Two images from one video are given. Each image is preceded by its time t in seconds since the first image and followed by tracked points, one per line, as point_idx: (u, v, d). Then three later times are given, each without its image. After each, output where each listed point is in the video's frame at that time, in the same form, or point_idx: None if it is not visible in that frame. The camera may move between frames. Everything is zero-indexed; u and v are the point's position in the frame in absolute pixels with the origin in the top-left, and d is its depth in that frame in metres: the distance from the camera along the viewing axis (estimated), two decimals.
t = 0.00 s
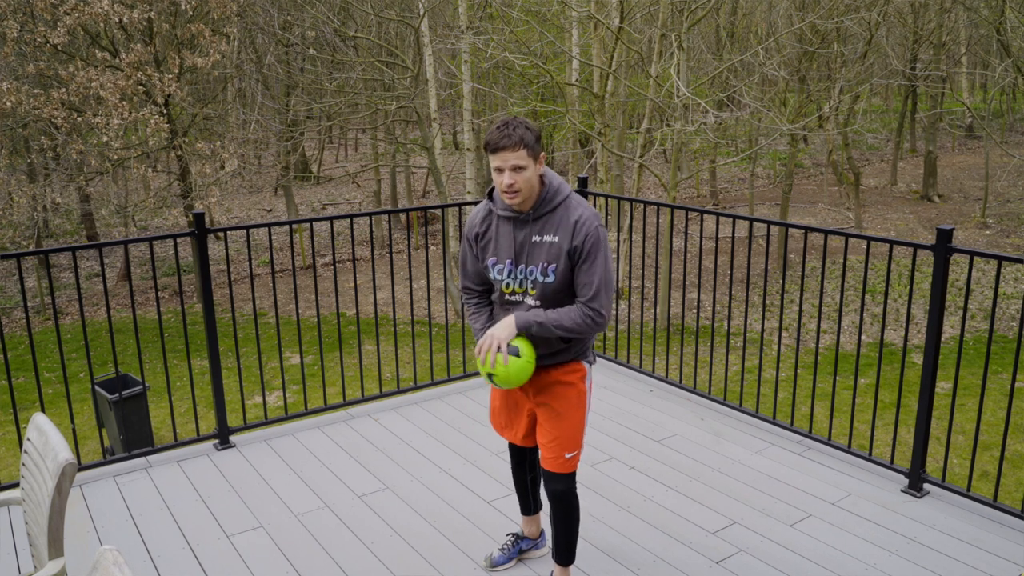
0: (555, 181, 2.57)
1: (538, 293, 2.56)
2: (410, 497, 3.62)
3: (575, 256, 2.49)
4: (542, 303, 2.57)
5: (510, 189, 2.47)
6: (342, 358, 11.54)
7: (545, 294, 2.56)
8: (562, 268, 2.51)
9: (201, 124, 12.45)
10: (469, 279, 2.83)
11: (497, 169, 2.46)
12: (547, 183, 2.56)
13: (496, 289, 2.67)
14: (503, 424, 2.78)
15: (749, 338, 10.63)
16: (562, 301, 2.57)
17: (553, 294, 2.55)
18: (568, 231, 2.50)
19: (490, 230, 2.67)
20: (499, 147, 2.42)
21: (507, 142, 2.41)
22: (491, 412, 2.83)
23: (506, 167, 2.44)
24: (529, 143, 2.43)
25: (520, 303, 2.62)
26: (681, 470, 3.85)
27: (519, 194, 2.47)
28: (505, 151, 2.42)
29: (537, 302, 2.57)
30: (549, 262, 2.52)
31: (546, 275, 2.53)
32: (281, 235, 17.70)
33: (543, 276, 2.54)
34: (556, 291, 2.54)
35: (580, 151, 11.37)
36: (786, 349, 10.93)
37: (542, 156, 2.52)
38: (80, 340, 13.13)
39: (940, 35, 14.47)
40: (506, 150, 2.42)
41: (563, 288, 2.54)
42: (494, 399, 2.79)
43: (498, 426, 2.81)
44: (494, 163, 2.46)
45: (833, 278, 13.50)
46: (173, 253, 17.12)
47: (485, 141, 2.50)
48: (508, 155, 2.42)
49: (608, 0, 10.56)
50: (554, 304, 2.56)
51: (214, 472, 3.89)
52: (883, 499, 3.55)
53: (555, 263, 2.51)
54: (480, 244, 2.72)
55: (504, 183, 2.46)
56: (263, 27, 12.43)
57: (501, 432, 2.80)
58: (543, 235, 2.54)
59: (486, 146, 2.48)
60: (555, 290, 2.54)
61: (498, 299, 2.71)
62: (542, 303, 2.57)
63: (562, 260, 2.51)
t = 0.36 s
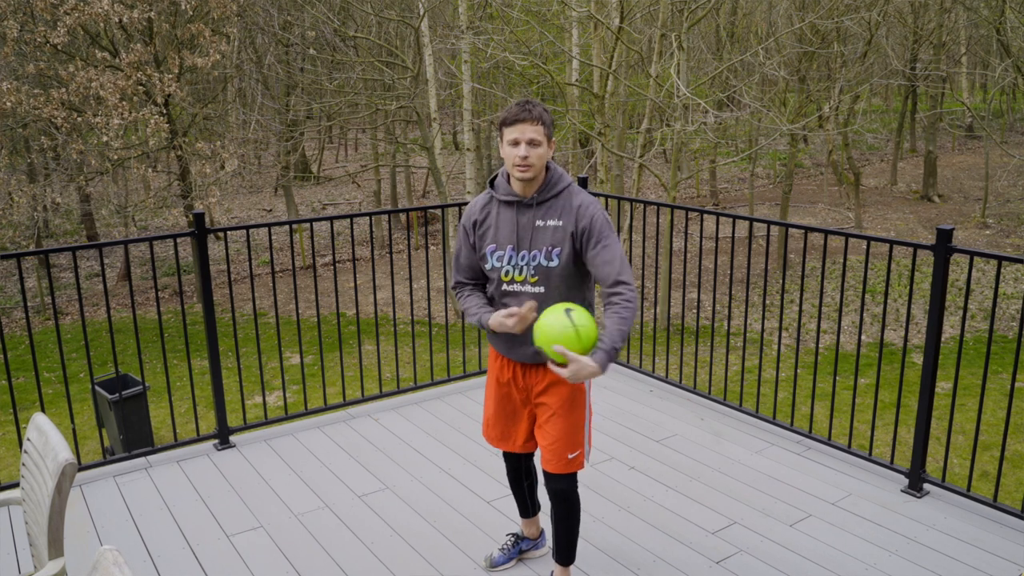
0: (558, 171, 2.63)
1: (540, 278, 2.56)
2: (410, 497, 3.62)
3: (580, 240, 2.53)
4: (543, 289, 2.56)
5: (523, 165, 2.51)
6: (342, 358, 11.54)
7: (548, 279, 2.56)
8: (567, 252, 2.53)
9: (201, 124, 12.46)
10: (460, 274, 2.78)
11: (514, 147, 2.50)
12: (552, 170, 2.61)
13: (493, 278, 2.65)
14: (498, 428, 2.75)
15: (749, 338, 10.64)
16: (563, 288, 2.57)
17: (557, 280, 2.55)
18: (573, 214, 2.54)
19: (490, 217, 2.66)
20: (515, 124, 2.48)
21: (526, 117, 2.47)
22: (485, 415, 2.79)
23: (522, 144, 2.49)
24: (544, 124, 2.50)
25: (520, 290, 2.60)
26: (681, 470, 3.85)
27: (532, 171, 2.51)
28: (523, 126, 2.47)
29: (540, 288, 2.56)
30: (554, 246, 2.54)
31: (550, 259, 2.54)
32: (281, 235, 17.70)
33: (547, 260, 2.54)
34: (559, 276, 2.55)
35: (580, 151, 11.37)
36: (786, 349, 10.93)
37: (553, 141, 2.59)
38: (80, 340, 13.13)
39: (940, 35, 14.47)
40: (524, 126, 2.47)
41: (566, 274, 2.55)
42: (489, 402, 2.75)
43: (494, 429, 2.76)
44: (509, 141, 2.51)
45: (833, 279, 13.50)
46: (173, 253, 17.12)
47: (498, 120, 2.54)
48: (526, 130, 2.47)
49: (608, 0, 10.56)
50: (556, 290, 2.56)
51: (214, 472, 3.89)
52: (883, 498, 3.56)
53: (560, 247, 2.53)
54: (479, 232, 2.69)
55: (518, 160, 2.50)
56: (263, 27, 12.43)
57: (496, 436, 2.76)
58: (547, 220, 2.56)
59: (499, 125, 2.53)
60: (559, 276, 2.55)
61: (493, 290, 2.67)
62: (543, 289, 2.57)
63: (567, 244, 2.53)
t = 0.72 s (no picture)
0: (559, 169, 2.66)
1: (544, 270, 2.55)
2: (410, 497, 3.62)
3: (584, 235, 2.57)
4: (546, 282, 2.56)
5: (538, 163, 2.51)
6: (342, 358, 11.55)
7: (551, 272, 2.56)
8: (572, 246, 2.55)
9: (201, 124, 12.45)
10: (454, 268, 2.77)
11: (526, 141, 2.49)
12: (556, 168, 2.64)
13: (493, 269, 2.62)
14: (492, 431, 2.72)
15: (749, 338, 10.65)
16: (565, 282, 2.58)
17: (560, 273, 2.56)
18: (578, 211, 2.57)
19: (493, 210, 2.65)
20: (526, 118, 2.46)
21: (539, 114, 2.46)
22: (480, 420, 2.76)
23: (538, 142, 2.49)
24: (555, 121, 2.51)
25: (521, 282, 2.58)
26: (681, 469, 3.85)
27: (545, 168, 2.52)
28: (539, 123, 2.46)
29: (543, 280, 2.56)
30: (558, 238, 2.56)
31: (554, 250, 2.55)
32: (281, 235, 17.70)
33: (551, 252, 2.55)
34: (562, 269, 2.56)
35: (580, 151, 11.37)
36: (786, 349, 10.93)
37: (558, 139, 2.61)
38: (80, 340, 13.14)
39: (940, 35, 14.46)
40: (541, 123, 2.46)
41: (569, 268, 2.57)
42: (483, 405, 2.73)
43: (488, 434, 2.73)
44: (522, 136, 2.49)
45: (833, 278, 13.51)
46: (173, 253, 17.13)
47: (506, 114, 2.52)
48: (543, 127, 2.47)
49: (608, 0, 10.57)
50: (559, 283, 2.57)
51: (214, 472, 3.89)
52: (883, 499, 3.55)
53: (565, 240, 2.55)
54: (478, 226, 2.67)
55: (533, 155, 2.50)
56: (263, 27, 12.44)
57: (490, 441, 2.73)
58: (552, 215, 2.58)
59: (507, 118, 2.52)
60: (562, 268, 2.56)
61: (490, 282, 2.65)
62: (546, 282, 2.57)
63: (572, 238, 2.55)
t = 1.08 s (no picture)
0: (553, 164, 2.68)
1: (540, 262, 2.56)
2: (410, 497, 3.62)
3: (579, 228, 2.58)
4: (542, 274, 2.57)
5: (533, 156, 2.52)
6: (342, 358, 11.55)
7: (547, 263, 2.57)
8: (567, 238, 2.56)
9: (201, 124, 12.44)
10: (450, 264, 2.77)
11: (523, 135, 2.50)
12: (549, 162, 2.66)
13: (489, 264, 2.62)
14: (491, 425, 2.70)
15: (749, 338, 10.65)
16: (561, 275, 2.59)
17: (556, 265, 2.57)
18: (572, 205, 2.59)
19: (488, 206, 2.65)
20: (523, 112, 2.48)
21: (535, 109, 2.48)
22: (478, 416, 2.75)
23: (531, 134, 2.50)
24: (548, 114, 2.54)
25: (518, 275, 2.59)
26: (681, 469, 3.85)
27: (540, 162, 2.54)
28: (535, 118, 2.49)
29: (539, 273, 2.57)
30: (553, 232, 2.57)
31: (550, 244, 2.56)
32: (281, 235, 17.70)
33: (547, 245, 2.56)
34: (557, 261, 2.57)
35: (580, 151, 11.37)
36: (787, 349, 10.93)
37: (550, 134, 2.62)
38: (80, 340, 13.14)
39: (940, 35, 14.45)
40: (537, 118, 2.49)
41: (564, 260, 2.58)
42: (481, 400, 2.72)
43: (487, 429, 2.72)
44: (517, 132, 2.51)
45: (833, 278, 13.51)
46: (173, 253, 17.13)
47: (502, 109, 2.54)
48: (538, 122, 2.49)
49: (608, 0, 10.57)
50: (555, 275, 2.58)
51: (214, 472, 3.89)
52: (883, 499, 3.56)
53: (560, 232, 2.56)
54: (474, 221, 2.67)
55: (529, 149, 2.51)
56: (263, 27, 12.44)
57: (490, 436, 2.71)
58: (546, 207, 2.59)
59: (504, 115, 2.53)
60: (557, 260, 2.57)
61: (486, 278, 2.65)
62: (542, 274, 2.58)
63: (567, 231, 2.56)
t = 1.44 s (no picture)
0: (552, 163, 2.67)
1: (535, 259, 2.55)
2: (410, 497, 3.62)
3: (574, 226, 2.57)
4: (537, 270, 2.56)
5: (532, 157, 2.52)
6: (342, 358, 11.55)
7: (541, 260, 2.56)
8: (562, 235, 2.55)
9: (201, 124, 12.45)
10: (448, 261, 2.77)
11: (524, 134, 2.50)
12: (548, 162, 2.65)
13: (485, 259, 2.62)
14: (490, 420, 2.71)
15: (749, 338, 10.66)
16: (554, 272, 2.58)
17: (551, 261, 2.56)
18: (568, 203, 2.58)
19: (485, 203, 2.66)
20: (524, 111, 2.47)
21: (536, 109, 2.48)
22: (477, 412, 2.76)
23: (531, 136, 2.50)
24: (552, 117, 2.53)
25: (513, 272, 2.58)
26: (681, 469, 3.85)
27: (539, 162, 2.53)
28: (536, 119, 2.48)
29: (534, 269, 2.56)
30: (549, 228, 2.55)
31: (544, 240, 2.54)
32: (281, 235, 17.70)
33: (541, 242, 2.55)
34: (552, 258, 2.56)
35: (580, 151, 11.38)
36: (787, 349, 10.94)
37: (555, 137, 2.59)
38: (80, 340, 13.14)
39: (940, 35, 14.45)
40: (538, 118, 2.48)
41: (559, 257, 2.57)
42: (480, 395, 2.72)
43: (486, 425, 2.73)
44: (516, 131, 2.51)
45: (832, 278, 13.52)
46: (173, 253, 17.14)
47: (504, 108, 2.54)
48: (539, 122, 2.48)
49: (608, 0, 10.57)
50: (550, 271, 2.57)
51: (214, 472, 3.89)
52: (883, 499, 3.56)
53: (555, 229, 2.55)
54: (472, 218, 2.68)
55: (528, 148, 2.51)
56: (263, 27, 12.44)
57: (488, 431, 2.72)
58: (543, 205, 2.59)
59: (505, 112, 2.53)
60: (552, 257, 2.56)
61: (482, 273, 2.65)
62: (537, 270, 2.57)
63: (563, 228, 2.55)
